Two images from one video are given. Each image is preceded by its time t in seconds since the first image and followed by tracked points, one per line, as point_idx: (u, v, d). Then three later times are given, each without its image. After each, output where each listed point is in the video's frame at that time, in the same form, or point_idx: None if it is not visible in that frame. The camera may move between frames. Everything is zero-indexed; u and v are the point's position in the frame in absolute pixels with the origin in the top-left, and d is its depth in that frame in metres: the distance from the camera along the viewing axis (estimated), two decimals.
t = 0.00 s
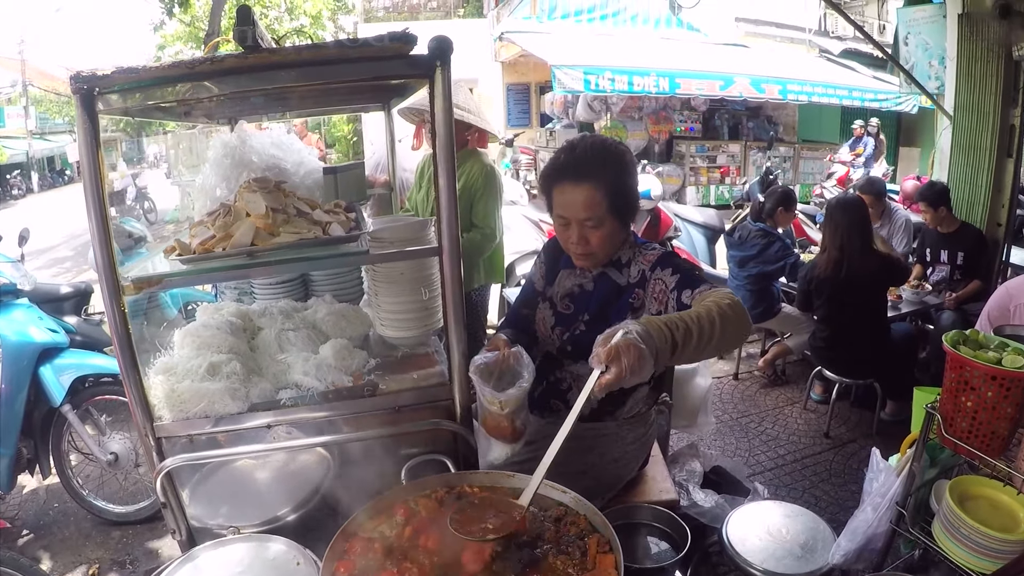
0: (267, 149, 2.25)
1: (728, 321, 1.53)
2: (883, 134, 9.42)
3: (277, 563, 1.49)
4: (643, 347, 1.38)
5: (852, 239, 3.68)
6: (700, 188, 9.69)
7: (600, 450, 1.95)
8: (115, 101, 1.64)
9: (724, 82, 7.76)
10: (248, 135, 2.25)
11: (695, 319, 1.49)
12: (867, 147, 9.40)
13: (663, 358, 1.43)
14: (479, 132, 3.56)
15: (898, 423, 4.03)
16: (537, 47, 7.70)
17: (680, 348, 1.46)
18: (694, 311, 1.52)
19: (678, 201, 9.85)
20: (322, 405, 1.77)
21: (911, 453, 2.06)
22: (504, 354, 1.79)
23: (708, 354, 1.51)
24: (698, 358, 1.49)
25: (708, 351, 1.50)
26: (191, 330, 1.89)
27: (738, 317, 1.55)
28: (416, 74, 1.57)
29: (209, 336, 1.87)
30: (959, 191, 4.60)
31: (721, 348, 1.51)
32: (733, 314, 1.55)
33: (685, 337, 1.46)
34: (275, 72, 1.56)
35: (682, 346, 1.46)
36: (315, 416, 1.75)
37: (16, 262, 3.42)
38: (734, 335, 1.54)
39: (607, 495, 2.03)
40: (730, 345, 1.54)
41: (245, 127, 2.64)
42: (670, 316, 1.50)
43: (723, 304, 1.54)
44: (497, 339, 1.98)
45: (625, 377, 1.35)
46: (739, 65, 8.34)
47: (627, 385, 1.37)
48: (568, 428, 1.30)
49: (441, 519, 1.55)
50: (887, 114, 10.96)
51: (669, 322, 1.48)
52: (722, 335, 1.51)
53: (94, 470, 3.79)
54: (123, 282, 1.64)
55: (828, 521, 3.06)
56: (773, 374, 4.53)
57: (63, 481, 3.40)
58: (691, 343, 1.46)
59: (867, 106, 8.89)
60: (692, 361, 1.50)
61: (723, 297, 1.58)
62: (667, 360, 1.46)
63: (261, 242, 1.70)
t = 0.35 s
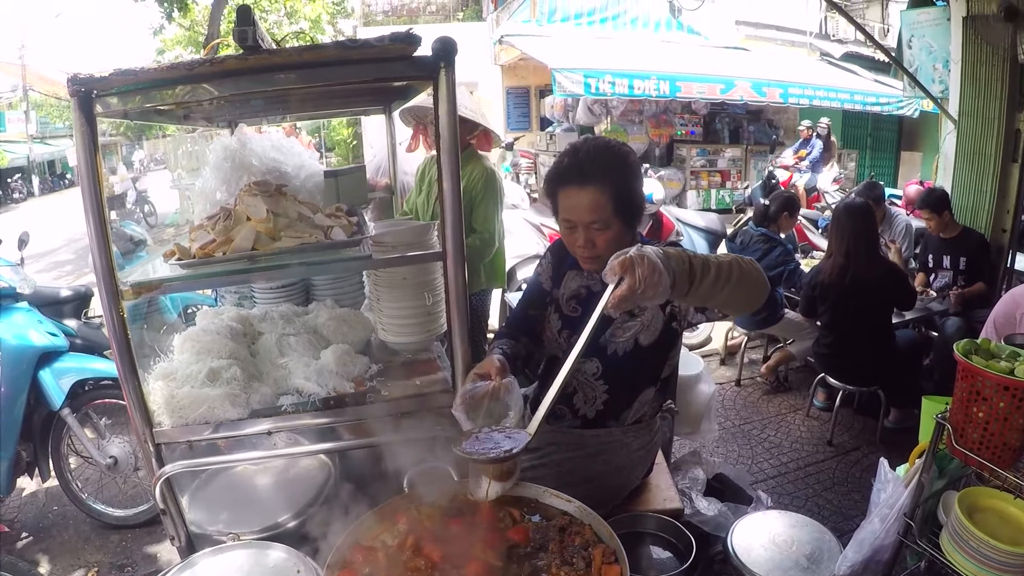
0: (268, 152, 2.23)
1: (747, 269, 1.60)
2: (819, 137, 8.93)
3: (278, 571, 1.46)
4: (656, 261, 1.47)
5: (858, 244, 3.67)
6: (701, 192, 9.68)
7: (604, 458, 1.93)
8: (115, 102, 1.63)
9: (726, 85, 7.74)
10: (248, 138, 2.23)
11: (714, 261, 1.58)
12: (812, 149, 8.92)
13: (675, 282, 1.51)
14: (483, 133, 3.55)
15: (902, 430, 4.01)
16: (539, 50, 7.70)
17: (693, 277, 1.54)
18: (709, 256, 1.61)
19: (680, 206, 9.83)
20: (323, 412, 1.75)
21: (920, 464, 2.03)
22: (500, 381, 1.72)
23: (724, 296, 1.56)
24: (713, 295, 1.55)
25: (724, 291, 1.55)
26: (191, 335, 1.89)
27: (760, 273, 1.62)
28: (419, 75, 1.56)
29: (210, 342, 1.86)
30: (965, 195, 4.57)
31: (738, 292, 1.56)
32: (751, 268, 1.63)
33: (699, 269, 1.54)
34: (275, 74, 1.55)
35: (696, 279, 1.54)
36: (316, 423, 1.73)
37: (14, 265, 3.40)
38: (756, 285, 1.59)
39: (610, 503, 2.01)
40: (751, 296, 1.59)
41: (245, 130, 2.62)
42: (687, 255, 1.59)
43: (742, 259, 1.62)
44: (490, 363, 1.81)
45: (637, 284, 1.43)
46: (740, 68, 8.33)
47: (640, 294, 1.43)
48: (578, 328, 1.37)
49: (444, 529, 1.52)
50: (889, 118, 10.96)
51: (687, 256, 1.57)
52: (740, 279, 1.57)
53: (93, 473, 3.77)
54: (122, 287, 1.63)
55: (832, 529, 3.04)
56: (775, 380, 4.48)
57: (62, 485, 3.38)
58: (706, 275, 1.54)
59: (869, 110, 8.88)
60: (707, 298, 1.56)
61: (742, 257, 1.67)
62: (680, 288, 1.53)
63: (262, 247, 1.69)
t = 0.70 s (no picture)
0: (277, 155, 2.24)
1: (736, 263, 1.55)
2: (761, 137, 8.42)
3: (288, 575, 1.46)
4: (629, 244, 1.43)
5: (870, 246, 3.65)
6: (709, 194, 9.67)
7: (614, 461, 1.93)
8: (124, 106, 1.63)
9: (733, 86, 7.71)
10: (258, 141, 2.23)
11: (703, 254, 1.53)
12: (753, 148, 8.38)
13: (655, 268, 1.45)
14: (493, 137, 3.57)
15: (913, 433, 3.98)
16: (545, 51, 7.69)
17: (678, 266, 1.48)
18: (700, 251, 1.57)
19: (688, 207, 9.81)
20: (334, 416, 1.75)
21: (932, 468, 2.02)
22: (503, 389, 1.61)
23: (712, 287, 1.50)
24: (701, 285, 1.49)
25: (712, 282, 1.49)
26: (202, 338, 1.89)
27: (753, 269, 1.57)
28: (430, 78, 1.55)
29: (220, 344, 1.87)
30: (974, 197, 4.52)
31: (728, 283, 1.52)
32: (746, 264, 1.57)
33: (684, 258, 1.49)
34: (284, 77, 1.55)
35: (682, 268, 1.49)
36: (326, 427, 1.73)
37: (24, 268, 3.41)
38: (744, 279, 1.54)
39: (621, 507, 2.00)
40: (740, 289, 1.54)
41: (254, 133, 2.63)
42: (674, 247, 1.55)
43: (737, 256, 1.58)
44: (496, 371, 1.71)
45: (608, 262, 1.39)
46: (748, 69, 8.29)
47: (610, 274, 1.39)
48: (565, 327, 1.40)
49: (455, 532, 1.52)
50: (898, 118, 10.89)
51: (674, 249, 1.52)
52: (729, 273, 1.52)
53: (103, 475, 3.78)
54: (132, 290, 1.63)
55: (843, 532, 3.02)
56: (785, 383, 4.47)
57: (72, 486, 3.39)
58: (691, 265, 1.49)
59: (877, 110, 8.83)
60: (695, 289, 1.49)
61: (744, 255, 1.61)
62: (663, 277, 1.46)
63: (272, 250, 1.68)
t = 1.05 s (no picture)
0: (285, 157, 2.24)
1: (743, 304, 1.52)
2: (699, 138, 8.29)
3: None
4: (641, 292, 1.41)
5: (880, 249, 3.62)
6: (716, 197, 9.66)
7: (621, 464, 1.93)
8: (134, 109, 1.64)
9: (741, 89, 7.71)
10: (266, 143, 2.23)
11: (713, 301, 1.51)
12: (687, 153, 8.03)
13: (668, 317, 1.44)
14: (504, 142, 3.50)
15: (921, 436, 3.95)
16: (552, 54, 7.70)
17: (688, 315, 1.47)
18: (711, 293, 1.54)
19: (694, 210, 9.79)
20: (342, 419, 1.75)
21: (940, 472, 2.01)
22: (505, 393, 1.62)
23: (719, 334, 1.49)
24: (708, 335, 1.48)
25: (718, 332, 1.48)
26: (209, 340, 1.89)
27: (761, 312, 1.54)
28: (439, 82, 1.55)
29: (228, 347, 1.87)
30: (983, 198, 4.49)
31: (733, 331, 1.50)
32: (755, 306, 1.54)
33: (694, 305, 1.47)
34: (293, 80, 1.55)
35: (692, 316, 1.47)
36: (334, 430, 1.73)
37: (34, 269, 3.43)
38: (750, 326, 1.52)
39: (627, 511, 1.99)
40: (747, 333, 1.52)
41: (263, 135, 2.65)
42: (681, 291, 1.53)
43: (748, 297, 1.55)
44: (500, 375, 1.71)
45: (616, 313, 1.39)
46: (754, 72, 8.28)
47: (625, 323, 1.39)
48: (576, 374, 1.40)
49: (463, 536, 1.51)
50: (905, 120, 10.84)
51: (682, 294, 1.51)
52: (736, 321, 1.50)
53: (110, 476, 3.79)
54: (140, 293, 1.64)
55: (851, 536, 3.00)
56: (793, 386, 4.45)
57: (79, 487, 3.39)
58: (701, 312, 1.47)
59: (884, 112, 8.80)
60: (703, 336, 1.48)
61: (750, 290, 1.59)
62: (675, 326, 1.46)
63: (280, 253, 1.69)
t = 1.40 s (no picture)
0: (290, 162, 2.25)
1: (731, 358, 1.47)
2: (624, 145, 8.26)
3: None
4: (625, 392, 1.36)
5: (885, 256, 3.62)
6: (721, 202, 9.67)
7: (625, 472, 1.93)
8: (140, 115, 1.65)
9: (745, 95, 7.72)
10: (273, 148, 2.24)
11: (698, 361, 1.46)
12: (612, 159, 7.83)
13: (660, 403, 1.40)
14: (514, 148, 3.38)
15: (924, 442, 3.95)
16: (557, 59, 7.72)
17: (678, 393, 1.42)
18: (694, 353, 1.49)
19: (698, 215, 9.79)
20: (347, 425, 1.76)
21: (943, 479, 2.01)
22: (510, 389, 1.60)
23: (714, 397, 1.45)
24: (704, 402, 1.44)
25: (712, 396, 1.44)
26: (216, 345, 1.90)
27: (746, 353, 1.50)
28: (446, 90, 1.56)
29: (234, 352, 1.88)
30: (987, 204, 4.48)
31: (727, 387, 1.46)
32: (739, 350, 1.49)
33: (683, 379, 1.42)
34: (300, 87, 1.56)
35: (683, 391, 1.43)
36: (339, 436, 1.74)
37: (39, 272, 3.44)
38: (740, 375, 1.48)
39: (632, 517, 2.01)
40: (740, 382, 1.49)
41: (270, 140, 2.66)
42: (664, 363, 1.48)
43: (730, 342, 1.50)
44: (503, 369, 1.69)
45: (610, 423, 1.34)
46: (759, 77, 8.29)
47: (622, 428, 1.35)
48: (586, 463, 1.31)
49: (467, 542, 1.51)
50: (909, 126, 10.83)
51: (666, 368, 1.46)
52: (726, 375, 1.46)
53: (113, 479, 3.79)
54: (147, 297, 1.65)
55: (854, 543, 2.99)
56: (797, 392, 4.45)
57: (82, 489, 3.40)
58: (691, 386, 1.42)
59: (888, 118, 8.79)
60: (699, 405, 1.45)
61: (731, 332, 1.54)
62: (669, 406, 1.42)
63: (286, 260, 1.69)
